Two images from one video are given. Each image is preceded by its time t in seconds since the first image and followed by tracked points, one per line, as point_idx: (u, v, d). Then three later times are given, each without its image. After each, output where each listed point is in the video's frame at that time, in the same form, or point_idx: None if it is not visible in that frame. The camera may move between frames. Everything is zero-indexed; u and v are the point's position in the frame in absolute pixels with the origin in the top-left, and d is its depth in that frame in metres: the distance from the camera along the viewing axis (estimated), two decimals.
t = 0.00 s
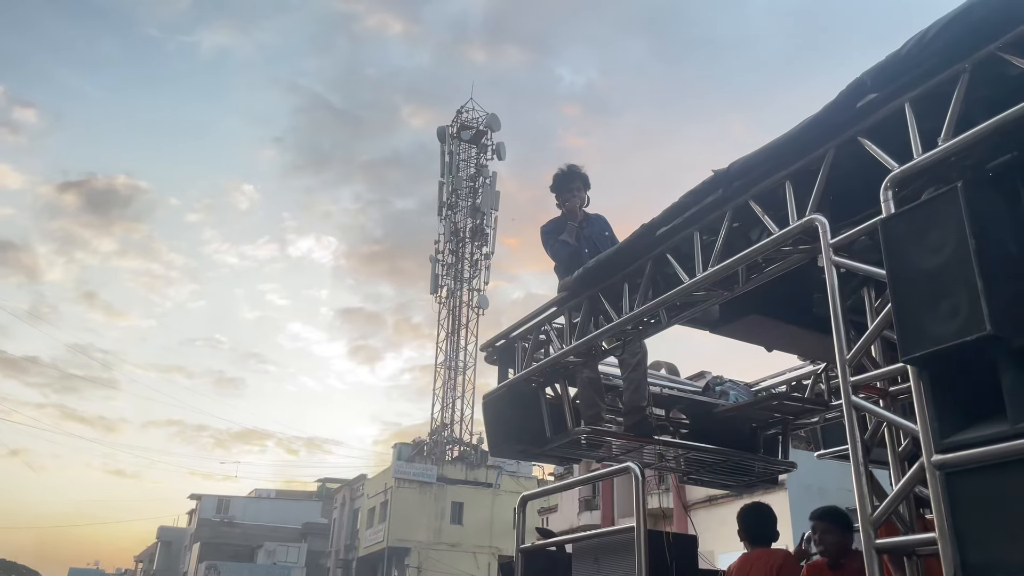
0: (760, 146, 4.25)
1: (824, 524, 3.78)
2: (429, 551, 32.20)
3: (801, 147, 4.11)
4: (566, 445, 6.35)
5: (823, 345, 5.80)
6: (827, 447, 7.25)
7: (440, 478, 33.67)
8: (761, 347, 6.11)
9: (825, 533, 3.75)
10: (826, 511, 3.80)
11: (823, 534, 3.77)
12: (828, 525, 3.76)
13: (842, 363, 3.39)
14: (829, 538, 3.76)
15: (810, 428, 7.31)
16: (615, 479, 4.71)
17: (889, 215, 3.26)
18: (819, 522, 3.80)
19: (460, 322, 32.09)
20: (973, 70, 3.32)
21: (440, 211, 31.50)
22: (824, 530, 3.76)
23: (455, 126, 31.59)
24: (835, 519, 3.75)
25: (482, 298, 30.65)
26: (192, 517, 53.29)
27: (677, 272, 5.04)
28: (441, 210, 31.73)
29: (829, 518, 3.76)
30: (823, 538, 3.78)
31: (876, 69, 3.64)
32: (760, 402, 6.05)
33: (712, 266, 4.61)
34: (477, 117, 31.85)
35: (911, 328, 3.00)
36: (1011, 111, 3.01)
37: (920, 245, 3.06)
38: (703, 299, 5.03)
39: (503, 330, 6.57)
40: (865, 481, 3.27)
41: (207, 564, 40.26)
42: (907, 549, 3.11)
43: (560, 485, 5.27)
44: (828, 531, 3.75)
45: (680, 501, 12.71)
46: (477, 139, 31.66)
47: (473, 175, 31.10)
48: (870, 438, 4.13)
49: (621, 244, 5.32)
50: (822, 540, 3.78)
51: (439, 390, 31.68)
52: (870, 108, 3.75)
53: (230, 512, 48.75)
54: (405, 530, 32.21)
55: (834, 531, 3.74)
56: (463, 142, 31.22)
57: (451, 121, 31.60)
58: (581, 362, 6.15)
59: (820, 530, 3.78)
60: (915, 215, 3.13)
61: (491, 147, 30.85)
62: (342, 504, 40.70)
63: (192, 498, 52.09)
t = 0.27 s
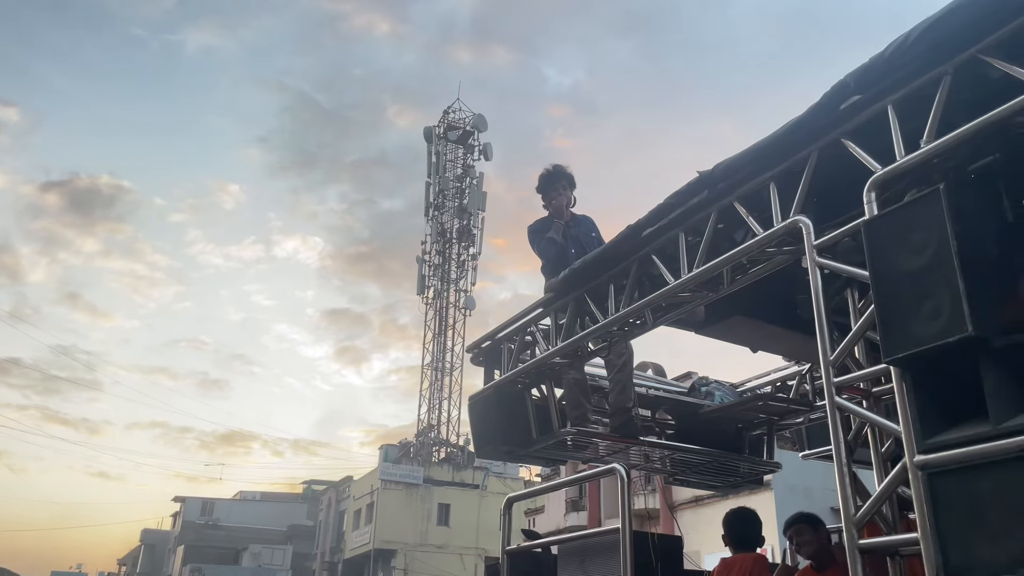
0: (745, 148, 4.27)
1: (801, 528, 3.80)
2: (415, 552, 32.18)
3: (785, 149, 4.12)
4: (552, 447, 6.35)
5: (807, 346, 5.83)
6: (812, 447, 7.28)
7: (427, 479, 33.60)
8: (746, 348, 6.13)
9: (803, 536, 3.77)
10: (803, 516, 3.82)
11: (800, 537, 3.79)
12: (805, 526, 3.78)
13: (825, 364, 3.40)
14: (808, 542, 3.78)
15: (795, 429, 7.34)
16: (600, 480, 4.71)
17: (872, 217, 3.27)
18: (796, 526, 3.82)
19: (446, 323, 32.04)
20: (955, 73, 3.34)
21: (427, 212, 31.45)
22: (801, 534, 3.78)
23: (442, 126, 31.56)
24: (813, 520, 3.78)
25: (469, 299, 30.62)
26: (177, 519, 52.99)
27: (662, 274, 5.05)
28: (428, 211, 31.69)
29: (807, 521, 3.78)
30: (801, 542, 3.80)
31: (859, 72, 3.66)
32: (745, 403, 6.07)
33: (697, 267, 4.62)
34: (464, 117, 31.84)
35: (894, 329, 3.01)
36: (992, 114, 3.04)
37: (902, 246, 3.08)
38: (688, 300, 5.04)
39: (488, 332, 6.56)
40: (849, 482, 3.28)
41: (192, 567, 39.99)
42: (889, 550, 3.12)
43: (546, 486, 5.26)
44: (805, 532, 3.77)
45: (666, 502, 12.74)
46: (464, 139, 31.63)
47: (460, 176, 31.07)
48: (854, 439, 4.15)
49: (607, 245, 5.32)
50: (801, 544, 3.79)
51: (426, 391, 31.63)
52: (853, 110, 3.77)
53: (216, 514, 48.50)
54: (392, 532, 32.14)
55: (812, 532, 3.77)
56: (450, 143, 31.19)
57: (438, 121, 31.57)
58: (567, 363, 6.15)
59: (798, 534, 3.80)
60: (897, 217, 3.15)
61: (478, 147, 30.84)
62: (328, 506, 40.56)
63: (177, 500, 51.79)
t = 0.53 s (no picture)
0: (728, 148, 4.29)
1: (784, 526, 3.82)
2: (401, 551, 32.15)
3: (768, 149, 4.15)
4: (537, 445, 6.36)
5: (790, 345, 5.87)
6: (795, 445, 7.33)
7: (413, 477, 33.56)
8: (731, 347, 6.16)
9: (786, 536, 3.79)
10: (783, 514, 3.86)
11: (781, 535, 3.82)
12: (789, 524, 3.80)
13: (806, 363, 3.43)
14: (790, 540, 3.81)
15: (778, 426, 7.39)
16: (585, 478, 4.72)
17: (853, 217, 3.31)
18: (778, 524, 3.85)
19: (432, 321, 32.00)
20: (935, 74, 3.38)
21: (413, 210, 31.38)
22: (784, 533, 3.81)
23: (428, 124, 31.49)
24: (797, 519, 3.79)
25: (456, 297, 30.59)
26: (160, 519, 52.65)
27: (647, 273, 5.07)
28: (414, 209, 31.62)
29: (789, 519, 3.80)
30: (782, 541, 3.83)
31: (841, 72, 3.69)
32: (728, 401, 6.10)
33: (681, 266, 4.64)
34: (451, 115, 31.79)
35: (874, 328, 3.04)
36: (971, 115, 3.08)
37: (882, 246, 3.11)
38: (673, 299, 5.07)
39: (474, 330, 6.57)
40: (829, 479, 3.31)
41: (175, 567, 39.77)
42: (869, 546, 3.15)
43: (531, 484, 5.27)
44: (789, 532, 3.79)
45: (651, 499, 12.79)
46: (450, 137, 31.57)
47: (446, 174, 31.02)
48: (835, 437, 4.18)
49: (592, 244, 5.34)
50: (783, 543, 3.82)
51: (412, 389, 31.61)
52: (835, 111, 3.80)
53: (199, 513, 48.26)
54: (378, 530, 32.07)
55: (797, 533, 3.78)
56: (436, 140, 31.13)
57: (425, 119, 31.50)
58: (552, 361, 6.16)
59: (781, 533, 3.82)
60: (878, 216, 3.17)
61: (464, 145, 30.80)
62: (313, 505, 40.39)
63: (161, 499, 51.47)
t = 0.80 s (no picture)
0: (710, 144, 4.33)
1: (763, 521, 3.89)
2: (385, 544, 32.16)
3: (749, 145, 4.19)
4: (521, 438, 6.38)
5: (771, 339, 5.93)
6: (775, 438, 7.41)
7: (397, 471, 33.56)
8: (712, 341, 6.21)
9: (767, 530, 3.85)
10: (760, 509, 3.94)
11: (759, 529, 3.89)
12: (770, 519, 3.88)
13: (785, 357, 3.47)
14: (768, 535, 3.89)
15: (759, 420, 7.46)
16: (568, 472, 4.76)
17: (832, 213, 3.35)
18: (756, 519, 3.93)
19: (417, 314, 31.96)
20: (913, 72, 3.43)
21: (397, 203, 31.30)
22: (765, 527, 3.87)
23: (414, 117, 31.42)
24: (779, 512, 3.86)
25: (440, 291, 30.57)
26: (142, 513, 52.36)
27: (630, 267, 5.10)
28: (399, 203, 31.55)
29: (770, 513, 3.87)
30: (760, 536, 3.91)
31: (821, 70, 3.73)
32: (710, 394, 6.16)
33: (663, 261, 4.67)
34: (436, 109, 31.73)
35: (852, 322, 3.08)
36: (948, 113, 3.12)
37: (860, 242, 3.16)
38: (655, 293, 5.11)
39: (458, 324, 6.58)
40: (807, 472, 3.36)
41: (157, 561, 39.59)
42: (845, 537, 3.20)
43: (514, 478, 5.29)
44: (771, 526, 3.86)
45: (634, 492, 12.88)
46: (435, 130, 31.50)
47: (431, 167, 30.97)
48: (813, 430, 4.24)
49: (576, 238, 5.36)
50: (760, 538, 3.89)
51: (396, 383, 31.60)
52: (816, 107, 3.85)
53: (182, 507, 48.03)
54: (361, 524, 32.07)
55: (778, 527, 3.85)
56: (421, 134, 31.06)
57: (410, 112, 31.42)
58: (535, 355, 6.19)
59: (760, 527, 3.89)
60: (857, 212, 3.22)
61: (450, 139, 30.75)
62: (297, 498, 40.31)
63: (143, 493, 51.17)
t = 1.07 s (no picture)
0: (697, 136, 4.35)
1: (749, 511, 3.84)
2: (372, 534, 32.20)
3: (736, 138, 4.21)
4: (508, 428, 6.41)
5: (757, 330, 5.97)
6: (760, 428, 7.46)
7: (385, 461, 33.59)
8: (698, 332, 6.24)
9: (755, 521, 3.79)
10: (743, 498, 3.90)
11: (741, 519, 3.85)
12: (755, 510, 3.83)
13: (770, 348, 3.50)
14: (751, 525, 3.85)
15: (744, 410, 7.51)
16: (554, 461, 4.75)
17: (817, 205, 3.37)
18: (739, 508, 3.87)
19: (405, 305, 31.92)
20: (898, 66, 3.45)
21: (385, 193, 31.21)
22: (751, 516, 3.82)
23: (402, 107, 31.31)
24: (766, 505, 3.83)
25: (428, 281, 30.55)
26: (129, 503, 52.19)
27: (617, 259, 5.12)
28: (387, 193, 31.47)
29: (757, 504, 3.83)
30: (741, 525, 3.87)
31: (807, 63, 3.74)
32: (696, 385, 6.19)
33: (650, 252, 4.69)
34: (424, 98, 31.63)
35: (836, 314, 3.11)
36: (933, 106, 3.15)
37: (845, 234, 3.18)
38: (642, 285, 5.13)
39: (445, 314, 6.59)
40: (790, 462, 3.39)
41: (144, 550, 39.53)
42: (828, 526, 3.24)
43: (500, 468, 5.30)
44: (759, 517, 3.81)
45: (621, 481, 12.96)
46: (424, 120, 31.41)
47: (419, 157, 30.89)
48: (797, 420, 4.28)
49: (564, 230, 5.37)
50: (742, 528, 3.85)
51: (384, 373, 31.60)
52: (802, 100, 3.86)
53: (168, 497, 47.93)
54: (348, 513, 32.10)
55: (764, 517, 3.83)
56: (409, 124, 30.96)
57: (398, 102, 31.31)
58: (523, 346, 6.20)
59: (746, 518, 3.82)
60: (842, 205, 3.24)
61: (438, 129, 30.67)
62: (284, 488, 40.29)
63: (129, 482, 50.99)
